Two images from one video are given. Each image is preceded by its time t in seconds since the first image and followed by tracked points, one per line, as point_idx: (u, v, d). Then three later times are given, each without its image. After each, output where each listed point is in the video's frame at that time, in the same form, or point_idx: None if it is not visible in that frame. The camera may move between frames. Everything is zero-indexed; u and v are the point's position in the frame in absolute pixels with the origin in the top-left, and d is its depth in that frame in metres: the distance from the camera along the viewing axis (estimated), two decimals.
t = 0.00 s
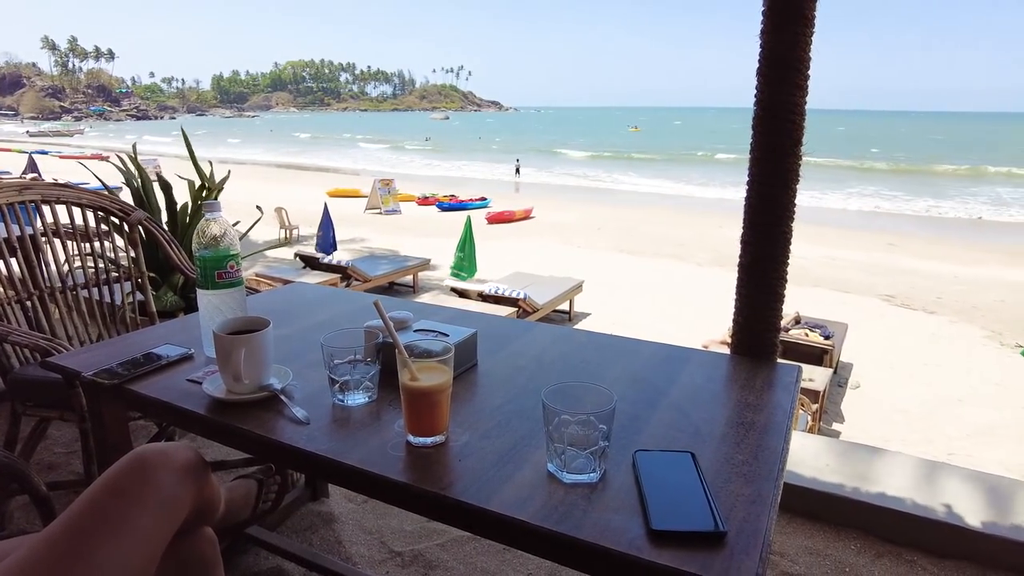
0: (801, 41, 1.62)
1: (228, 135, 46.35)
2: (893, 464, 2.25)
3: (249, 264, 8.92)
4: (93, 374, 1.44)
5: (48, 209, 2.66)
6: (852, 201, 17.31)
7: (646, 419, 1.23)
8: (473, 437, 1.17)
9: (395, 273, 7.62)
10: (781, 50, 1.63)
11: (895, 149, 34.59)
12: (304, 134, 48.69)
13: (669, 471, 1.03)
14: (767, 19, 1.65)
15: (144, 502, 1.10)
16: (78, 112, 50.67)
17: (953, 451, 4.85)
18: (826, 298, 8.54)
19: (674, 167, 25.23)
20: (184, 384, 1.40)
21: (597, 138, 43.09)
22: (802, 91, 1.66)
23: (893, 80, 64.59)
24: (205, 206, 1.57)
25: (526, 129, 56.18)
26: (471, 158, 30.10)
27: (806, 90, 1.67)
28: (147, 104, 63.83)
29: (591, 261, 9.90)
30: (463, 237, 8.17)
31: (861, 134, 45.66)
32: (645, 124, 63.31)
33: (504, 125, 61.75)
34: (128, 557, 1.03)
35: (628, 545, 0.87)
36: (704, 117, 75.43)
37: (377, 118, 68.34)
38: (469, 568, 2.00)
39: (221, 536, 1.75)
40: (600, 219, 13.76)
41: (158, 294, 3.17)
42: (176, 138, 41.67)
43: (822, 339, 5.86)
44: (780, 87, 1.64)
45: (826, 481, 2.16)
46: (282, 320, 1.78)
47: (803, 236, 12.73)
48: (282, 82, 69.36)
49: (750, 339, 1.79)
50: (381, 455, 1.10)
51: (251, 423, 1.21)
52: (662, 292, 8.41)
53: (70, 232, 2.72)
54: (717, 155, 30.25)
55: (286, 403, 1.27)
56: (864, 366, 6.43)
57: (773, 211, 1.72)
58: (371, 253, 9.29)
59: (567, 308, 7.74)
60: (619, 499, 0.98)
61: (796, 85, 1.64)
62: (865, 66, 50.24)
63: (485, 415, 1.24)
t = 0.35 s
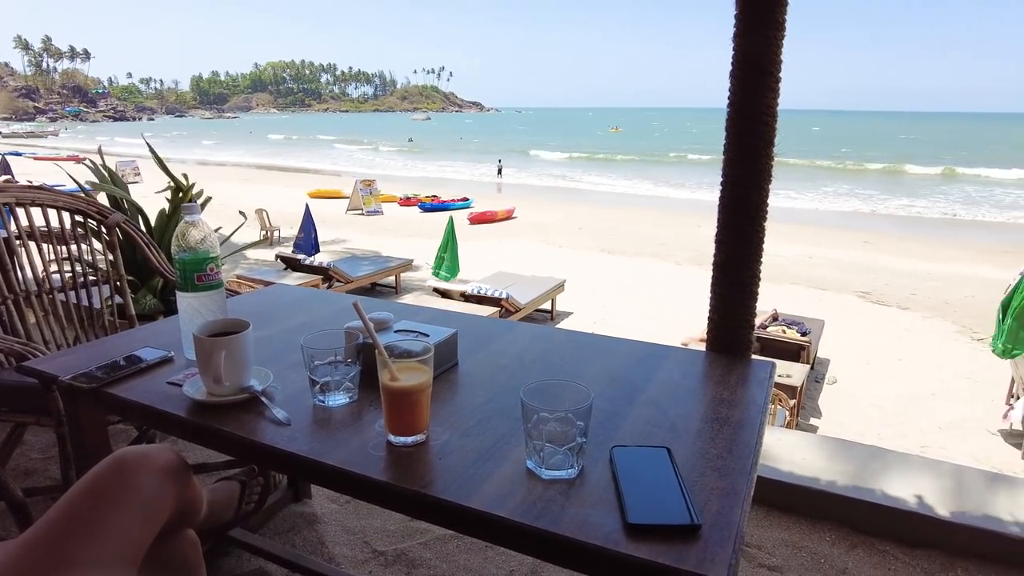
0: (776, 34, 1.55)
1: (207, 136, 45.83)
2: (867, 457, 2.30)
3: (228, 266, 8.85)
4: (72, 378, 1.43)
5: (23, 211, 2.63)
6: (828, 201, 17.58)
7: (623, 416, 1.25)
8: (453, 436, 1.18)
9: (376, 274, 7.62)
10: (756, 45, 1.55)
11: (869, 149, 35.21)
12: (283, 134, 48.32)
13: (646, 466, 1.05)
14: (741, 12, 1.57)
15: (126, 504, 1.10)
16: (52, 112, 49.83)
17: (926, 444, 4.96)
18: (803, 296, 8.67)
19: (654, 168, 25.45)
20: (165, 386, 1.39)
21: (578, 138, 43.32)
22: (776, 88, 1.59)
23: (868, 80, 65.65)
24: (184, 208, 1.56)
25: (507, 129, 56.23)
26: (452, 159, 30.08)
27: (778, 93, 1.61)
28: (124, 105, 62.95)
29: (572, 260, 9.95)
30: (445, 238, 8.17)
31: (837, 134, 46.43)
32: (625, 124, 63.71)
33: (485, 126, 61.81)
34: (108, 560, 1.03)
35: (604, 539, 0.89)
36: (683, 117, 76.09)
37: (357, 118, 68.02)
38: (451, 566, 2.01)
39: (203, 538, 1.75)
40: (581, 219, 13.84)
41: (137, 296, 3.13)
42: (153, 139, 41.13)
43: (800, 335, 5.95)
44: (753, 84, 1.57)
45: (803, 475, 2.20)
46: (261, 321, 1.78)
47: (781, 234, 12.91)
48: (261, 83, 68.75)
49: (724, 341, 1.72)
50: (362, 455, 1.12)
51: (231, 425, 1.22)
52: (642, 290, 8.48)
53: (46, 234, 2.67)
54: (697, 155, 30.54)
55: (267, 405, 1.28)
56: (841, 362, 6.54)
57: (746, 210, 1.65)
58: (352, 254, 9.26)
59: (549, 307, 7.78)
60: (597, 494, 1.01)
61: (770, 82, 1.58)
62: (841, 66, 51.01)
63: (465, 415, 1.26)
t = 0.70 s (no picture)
0: (729, 38, 1.54)
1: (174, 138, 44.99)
2: (827, 452, 2.35)
3: (196, 270, 8.71)
4: (19, 392, 1.39)
5: None
6: (795, 199, 17.89)
7: (579, 420, 1.25)
8: (409, 443, 1.18)
9: (347, 276, 7.56)
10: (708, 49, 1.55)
11: (834, 148, 35.99)
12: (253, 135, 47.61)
13: (598, 469, 1.06)
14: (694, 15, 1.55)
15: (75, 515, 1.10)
16: (11, 113, 48.46)
17: (890, 436, 5.08)
18: (772, 293, 8.81)
19: (626, 168, 25.65)
20: (116, 399, 1.37)
21: (550, 138, 43.57)
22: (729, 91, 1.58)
23: (833, 80, 67.09)
24: (137, 215, 1.54)
25: (480, 129, 56.12)
26: (425, 159, 29.99)
27: (732, 97, 1.60)
28: (87, 106, 61.47)
29: (545, 260, 9.99)
30: (417, 239, 8.14)
31: (804, 134, 47.39)
32: (597, 124, 64.15)
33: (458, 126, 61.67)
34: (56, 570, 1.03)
35: (553, 544, 0.90)
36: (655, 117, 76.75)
37: (328, 119, 67.48)
38: (416, 571, 2.01)
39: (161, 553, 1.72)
40: (554, 219, 13.90)
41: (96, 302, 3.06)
42: (118, 140, 40.25)
43: (768, 332, 6.05)
44: (707, 88, 1.57)
45: (763, 471, 2.24)
46: (219, 329, 1.75)
47: (749, 232, 13.10)
48: (230, 83, 67.65)
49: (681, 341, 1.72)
50: (316, 465, 1.11)
51: (183, 436, 1.20)
52: (614, 289, 8.54)
53: None
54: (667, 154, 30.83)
55: (220, 416, 1.26)
56: (808, 357, 6.66)
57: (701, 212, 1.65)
58: (323, 256, 9.17)
59: (521, 307, 7.80)
60: (549, 499, 1.01)
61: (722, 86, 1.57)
62: (807, 66, 52.00)
63: (422, 421, 1.25)
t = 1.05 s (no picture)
0: (656, 40, 1.49)
1: (118, 139, 43.44)
2: (766, 445, 2.39)
3: (141, 276, 8.42)
4: None
5: None
6: (744, 196, 18.31)
7: (506, 429, 1.23)
8: (329, 459, 1.14)
9: (298, 280, 7.41)
10: (634, 55, 1.50)
11: (781, 145, 37.08)
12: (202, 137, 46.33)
13: (522, 480, 1.04)
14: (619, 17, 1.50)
15: None
16: None
17: (837, 425, 5.22)
18: (723, 288, 8.98)
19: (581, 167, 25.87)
20: (20, 424, 1.29)
21: (505, 137, 43.68)
22: (657, 97, 1.54)
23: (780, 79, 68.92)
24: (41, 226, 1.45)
25: (436, 129, 55.84)
26: (379, 160, 29.71)
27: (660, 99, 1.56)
28: (24, 107, 58.93)
29: (501, 260, 9.98)
30: (369, 241, 8.02)
31: (752, 131, 48.65)
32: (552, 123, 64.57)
33: (413, 126, 61.24)
34: None
35: (471, 562, 0.88)
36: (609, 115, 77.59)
37: (280, 119, 66.21)
38: None
39: None
40: (509, 218, 13.91)
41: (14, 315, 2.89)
42: (58, 142, 38.70)
43: (718, 327, 6.16)
44: (635, 92, 1.52)
45: (705, 469, 2.26)
46: (137, 346, 1.67)
47: (701, 229, 13.34)
48: (177, 83, 65.77)
49: (614, 345, 1.70)
50: (230, 486, 1.06)
51: (90, 460, 1.14)
52: (569, 288, 8.58)
53: None
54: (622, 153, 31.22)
55: (132, 437, 1.20)
56: (758, 350, 6.81)
57: (630, 217, 1.61)
58: (274, 260, 8.97)
59: (477, 308, 7.77)
60: (472, 514, 0.99)
61: (650, 92, 1.52)
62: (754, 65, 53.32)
63: (345, 436, 1.22)
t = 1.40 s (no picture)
0: (555, 44, 1.51)
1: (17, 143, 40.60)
2: (685, 437, 2.45)
3: (46, 288, 7.91)
4: None
5: None
6: (669, 193, 18.86)
7: (411, 441, 1.21)
8: (224, 484, 1.08)
9: (220, 288, 7.13)
10: (533, 58, 1.51)
11: (704, 143, 38.39)
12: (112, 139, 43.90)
13: (422, 494, 1.02)
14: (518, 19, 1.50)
15: None
16: None
17: (760, 411, 5.44)
18: (650, 283, 9.21)
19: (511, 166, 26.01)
20: None
21: (435, 137, 43.43)
22: (559, 99, 1.55)
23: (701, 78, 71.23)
24: None
25: (364, 130, 54.88)
26: (306, 162, 29.00)
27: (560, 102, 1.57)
28: None
29: (432, 261, 9.92)
30: (293, 246, 7.80)
31: (677, 129, 50.15)
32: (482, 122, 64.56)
33: (341, 126, 60.01)
34: None
35: None
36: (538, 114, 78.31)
37: (199, 120, 63.56)
38: None
39: None
40: (440, 218, 13.84)
41: None
42: None
43: (645, 321, 6.30)
44: (536, 95, 1.53)
45: (626, 464, 2.30)
46: (17, 371, 1.56)
47: (628, 226, 13.64)
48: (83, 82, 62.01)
49: (527, 348, 1.70)
50: (109, 519, 0.99)
51: None
52: (500, 287, 8.61)
53: None
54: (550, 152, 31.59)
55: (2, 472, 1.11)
56: (684, 342, 7.01)
57: (538, 218, 1.61)
58: (193, 268, 8.60)
59: (408, 310, 7.69)
60: (370, 533, 0.96)
61: (552, 94, 1.53)
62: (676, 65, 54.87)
63: (242, 457, 1.16)
